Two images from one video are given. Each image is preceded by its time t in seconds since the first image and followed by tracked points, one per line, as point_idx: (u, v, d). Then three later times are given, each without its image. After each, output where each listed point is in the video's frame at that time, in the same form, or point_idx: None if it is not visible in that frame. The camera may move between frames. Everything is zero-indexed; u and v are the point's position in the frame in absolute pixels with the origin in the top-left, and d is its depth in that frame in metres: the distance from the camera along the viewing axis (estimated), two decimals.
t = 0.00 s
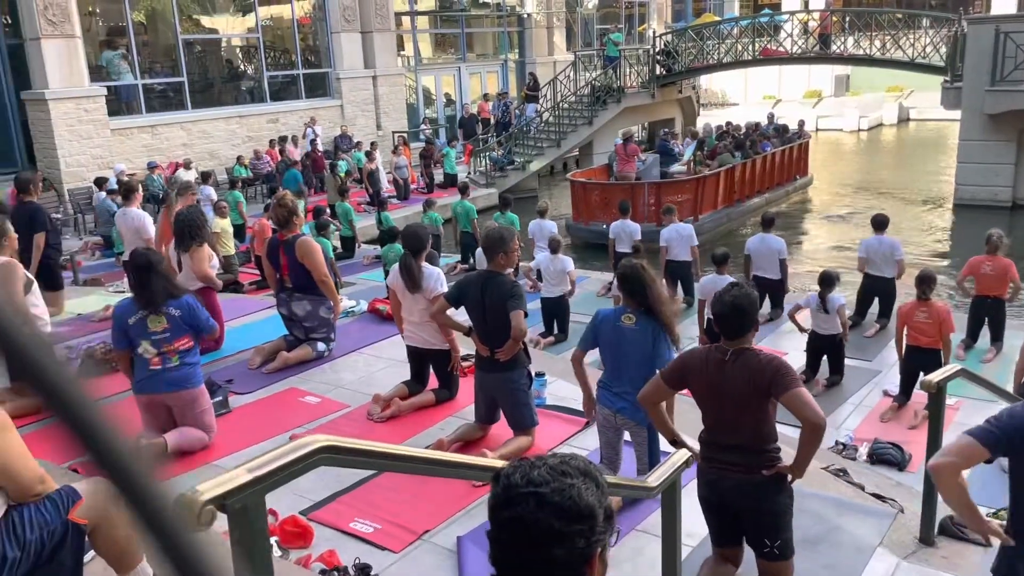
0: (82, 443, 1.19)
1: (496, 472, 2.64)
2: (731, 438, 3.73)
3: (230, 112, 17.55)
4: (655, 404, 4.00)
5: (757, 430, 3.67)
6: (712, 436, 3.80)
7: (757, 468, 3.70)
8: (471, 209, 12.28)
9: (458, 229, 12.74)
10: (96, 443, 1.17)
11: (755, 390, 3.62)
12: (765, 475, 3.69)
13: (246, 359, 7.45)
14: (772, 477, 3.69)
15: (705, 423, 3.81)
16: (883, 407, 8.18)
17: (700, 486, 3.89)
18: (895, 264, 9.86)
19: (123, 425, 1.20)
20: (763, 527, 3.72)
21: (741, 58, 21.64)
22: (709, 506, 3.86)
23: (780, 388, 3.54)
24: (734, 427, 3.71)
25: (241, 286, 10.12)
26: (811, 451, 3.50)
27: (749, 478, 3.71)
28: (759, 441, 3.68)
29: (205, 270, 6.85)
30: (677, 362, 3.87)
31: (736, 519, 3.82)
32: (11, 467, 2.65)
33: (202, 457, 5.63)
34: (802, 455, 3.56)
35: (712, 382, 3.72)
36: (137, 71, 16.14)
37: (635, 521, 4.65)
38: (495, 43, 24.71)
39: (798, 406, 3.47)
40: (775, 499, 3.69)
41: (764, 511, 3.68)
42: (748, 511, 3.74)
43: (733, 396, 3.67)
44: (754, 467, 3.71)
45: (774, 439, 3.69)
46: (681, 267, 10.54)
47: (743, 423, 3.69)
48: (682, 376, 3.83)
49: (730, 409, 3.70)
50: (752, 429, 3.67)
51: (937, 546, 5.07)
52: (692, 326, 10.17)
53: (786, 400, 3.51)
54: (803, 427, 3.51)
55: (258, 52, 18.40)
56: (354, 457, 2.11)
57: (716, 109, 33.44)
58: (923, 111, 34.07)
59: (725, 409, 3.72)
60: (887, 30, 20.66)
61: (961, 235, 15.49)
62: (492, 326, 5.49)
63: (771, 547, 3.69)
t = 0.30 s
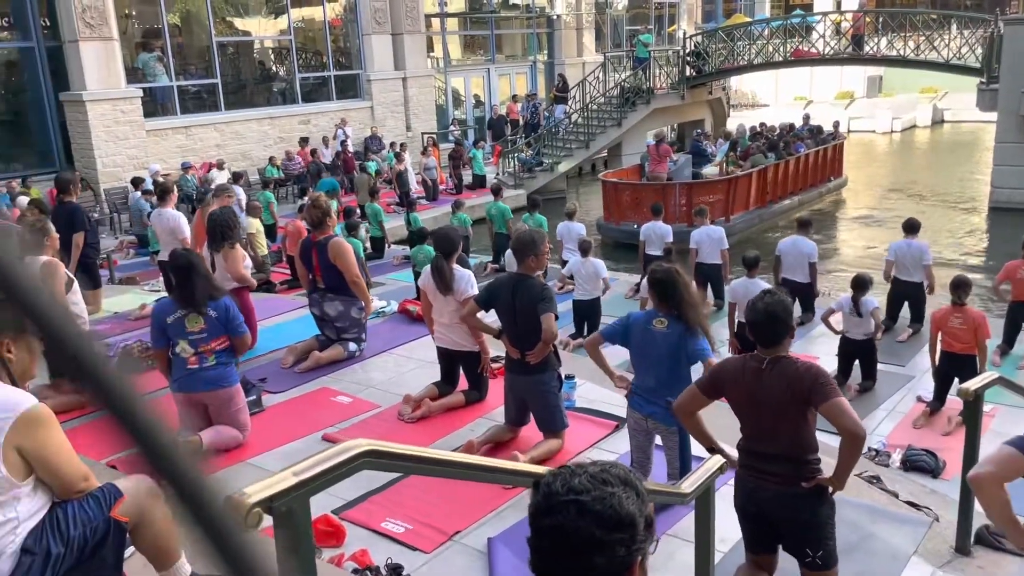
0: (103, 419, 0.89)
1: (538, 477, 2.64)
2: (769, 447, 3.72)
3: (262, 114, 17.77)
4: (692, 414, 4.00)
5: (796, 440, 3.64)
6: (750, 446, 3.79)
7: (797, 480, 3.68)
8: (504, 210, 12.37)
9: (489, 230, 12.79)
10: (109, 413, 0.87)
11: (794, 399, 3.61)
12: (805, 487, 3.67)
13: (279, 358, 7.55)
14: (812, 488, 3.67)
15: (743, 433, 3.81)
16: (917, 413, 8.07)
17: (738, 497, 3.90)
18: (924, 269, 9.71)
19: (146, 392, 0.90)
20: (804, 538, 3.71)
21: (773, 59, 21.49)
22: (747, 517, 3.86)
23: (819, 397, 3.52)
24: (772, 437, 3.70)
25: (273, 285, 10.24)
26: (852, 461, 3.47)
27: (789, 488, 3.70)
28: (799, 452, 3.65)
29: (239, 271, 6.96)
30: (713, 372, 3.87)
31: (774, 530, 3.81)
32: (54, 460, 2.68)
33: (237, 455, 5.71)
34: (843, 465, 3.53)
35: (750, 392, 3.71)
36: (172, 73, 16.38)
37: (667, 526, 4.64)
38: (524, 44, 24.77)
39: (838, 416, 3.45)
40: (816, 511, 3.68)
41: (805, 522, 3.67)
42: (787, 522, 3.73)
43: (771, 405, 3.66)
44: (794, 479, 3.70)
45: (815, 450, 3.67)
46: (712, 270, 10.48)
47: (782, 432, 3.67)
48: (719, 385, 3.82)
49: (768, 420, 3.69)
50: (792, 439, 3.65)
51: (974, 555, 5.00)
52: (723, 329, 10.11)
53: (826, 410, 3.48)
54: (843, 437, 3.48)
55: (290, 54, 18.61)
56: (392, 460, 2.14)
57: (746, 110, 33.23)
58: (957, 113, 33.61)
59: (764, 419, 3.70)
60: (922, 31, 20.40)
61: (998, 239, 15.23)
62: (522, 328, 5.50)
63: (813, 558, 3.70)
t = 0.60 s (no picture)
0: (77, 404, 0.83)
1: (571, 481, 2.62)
2: (823, 460, 3.84)
3: (285, 116, 17.88)
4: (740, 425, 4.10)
5: (851, 453, 3.78)
6: (801, 458, 3.91)
7: (850, 493, 3.81)
8: (527, 213, 12.35)
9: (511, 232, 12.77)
10: (93, 409, 0.84)
11: (853, 414, 3.71)
12: (858, 500, 3.80)
13: (302, 360, 7.58)
14: (864, 501, 3.81)
15: (795, 445, 3.92)
16: (944, 420, 7.95)
17: (783, 508, 4.01)
18: (947, 274, 9.55)
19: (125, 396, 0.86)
20: (852, 551, 3.85)
21: (797, 61, 21.31)
22: (794, 528, 3.96)
23: (881, 413, 3.62)
24: (826, 450, 3.81)
25: (296, 287, 10.28)
26: (910, 477, 3.62)
27: (841, 500, 3.82)
28: (851, 466, 3.78)
29: (264, 273, 7.00)
30: (766, 384, 3.96)
31: (821, 541, 3.92)
32: (87, 460, 2.67)
33: (260, 455, 5.74)
34: (900, 480, 3.67)
35: (807, 405, 3.81)
36: (196, 75, 16.52)
37: (694, 531, 4.60)
38: (546, 46, 24.75)
39: (901, 432, 3.57)
40: (866, 524, 3.82)
41: (857, 535, 3.80)
42: (836, 534, 3.86)
43: (828, 419, 3.77)
44: (846, 491, 3.83)
45: (866, 463, 3.80)
46: (735, 273, 10.40)
47: (837, 445, 3.80)
48: (773, 398, 3.92)
49: (824, 434, 3.81)
50: (846, 454, 3.78)
51: (1005, 564, 4.91)
52: (747, 334, 10.03)
53: (886, 426, 3.60)
54: (903, 453, 3.60)
55: (312, 56, 18.71)
56: (423, 462, 2.12)
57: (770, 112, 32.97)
58: (986, 115, 33.14)
59: (818, 432, 3.82)
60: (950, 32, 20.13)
61: None
62: (547, 331, 5.48)
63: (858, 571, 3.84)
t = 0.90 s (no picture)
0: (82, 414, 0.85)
1: (596, 484, 2.64)
2: (842, 464, 3.84)
3: (303, 118, 17.98)
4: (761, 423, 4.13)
5: (871, 459, 3.78)
6: (820, 460, 3.91)
7: (867, 496, 3.81)
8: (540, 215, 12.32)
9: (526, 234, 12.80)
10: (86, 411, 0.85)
11: (876, 421, 3.71)
12: (875, 504, 3.80)
13: (320, 360, 7.62)
14: (881, 505, 3.81)
15: (815, 447, 3.93)
16: (964, 425, 7.88)
17: (800, 508, 4.02)
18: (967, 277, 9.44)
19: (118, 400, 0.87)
20: (868, 555, 3.85)
21: (815, 63, 21.20)
22: (810, 528, 3.98)
23: (904, 424, 3.61)
24: (846, 455, 3.82)
25: (314, 288, 10.34)
26: (930, 488, 3.60)
27: (858, 504, 3.82)
28: (870, 471, 3.79)
29: (284, 275, 7.02)
30: (791, 385, 3.97)
31: (837, 543, 3.92)
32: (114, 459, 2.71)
33: (279, 455, 5.76)
34: (918, 489, 3.66)
35: (829, 409, 3.82)
36: (215, 77, 16.64)
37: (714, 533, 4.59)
38: (562, 49, 24.76)
39: (923, 445, 3.55)
40: (883, 528, 3.81)
41: (875, 538, 3.81)
42: (853, 537, 3.87)
43: (850, 425, 3.78)
44: (863, 495, 3.83)
45: (886, 470, 3.80)
46: (751, 276, 10.35)
47: (858, 451, 3.79)
48: (797, 399, 3.94)
49: (845, 438, 3.81)
50: (866, 459, 3.78)
51: None
52: (764, 337, 9.98)
53: (908, 437, 3.59)
54: (924, 466, 3.58)
55: (330, 59, 18.82)
56: (451, 462, 2.13)
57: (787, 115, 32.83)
58: (1006, 118, 32.88)
59: (839, 437, 3.82)
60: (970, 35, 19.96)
61: None
62: (565, 332, 5.47)
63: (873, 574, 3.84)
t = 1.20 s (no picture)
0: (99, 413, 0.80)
1: (616, 486, 2.63)
2: (853, 467, 3.83)
3: (315, 119, 18.04)
4: (772, 426, 4.13)
5: (882, 464, 3.76)
6: (831, 463, 3.90)
7: (878, 500, 3.79)
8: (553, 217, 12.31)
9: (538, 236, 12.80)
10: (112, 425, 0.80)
11: (887, 427, 3.70)
12: (887, 507, 3.77)
13: (333, 361, 7.64)
14: (893, 509, 3.78)
15: (826, 450, 3.92)
16: (978, 430, 7.82)
17: (812, 511, 4.00)
18: (985, 281, 9.37)
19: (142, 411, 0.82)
20: (880, 559, 3.81)
21: (828, 65, 21.12)
22: (821, 531, 3.95)
23: (917, 430, 3.59)
24: (856, 457, 3.80)
25: (326, 289, 10.38)
26: (941, 494, 3.57)
27: (870, 508, 3.80)
28: (881, 475, 3.77)
29: (301, 277, 7.03)
30: (804, 389, 3.97)
31: (850, 546, 3.89)
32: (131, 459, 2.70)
33: (291, 455, 5.77)
34: (929, 495, 3.64)
35: (840, 412, 3.82)
36: (228, 78, 16.71)
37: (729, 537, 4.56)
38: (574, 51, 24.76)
39: (933, 451, 3.53)
40: (895, 532, 3.78)
41: (886, 542, 3.77)
42: (865, 541, 3.83)
43: (861, 429, 3.76)
44: (875, 498, 3.80)
45: (898, 474, 3.77)
46: (765, 279, 10.29)
47: (867, 454, 3.78)
48: (808, 401, 3.94)
49: (857, 443, 3.79)
50: (877, 464, 3.76)
51: None
52: (778, 340, 9.93)
53: (919, 442, 3.57)
54: (936, 472, 3.56)
55: (342, 60, 18.87)
56: (470, 463, 2.11)
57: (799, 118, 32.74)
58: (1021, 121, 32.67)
59: (850, 441, 3.81)
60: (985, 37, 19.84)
61: None
62: (579, 334, 5.45)
63: None
